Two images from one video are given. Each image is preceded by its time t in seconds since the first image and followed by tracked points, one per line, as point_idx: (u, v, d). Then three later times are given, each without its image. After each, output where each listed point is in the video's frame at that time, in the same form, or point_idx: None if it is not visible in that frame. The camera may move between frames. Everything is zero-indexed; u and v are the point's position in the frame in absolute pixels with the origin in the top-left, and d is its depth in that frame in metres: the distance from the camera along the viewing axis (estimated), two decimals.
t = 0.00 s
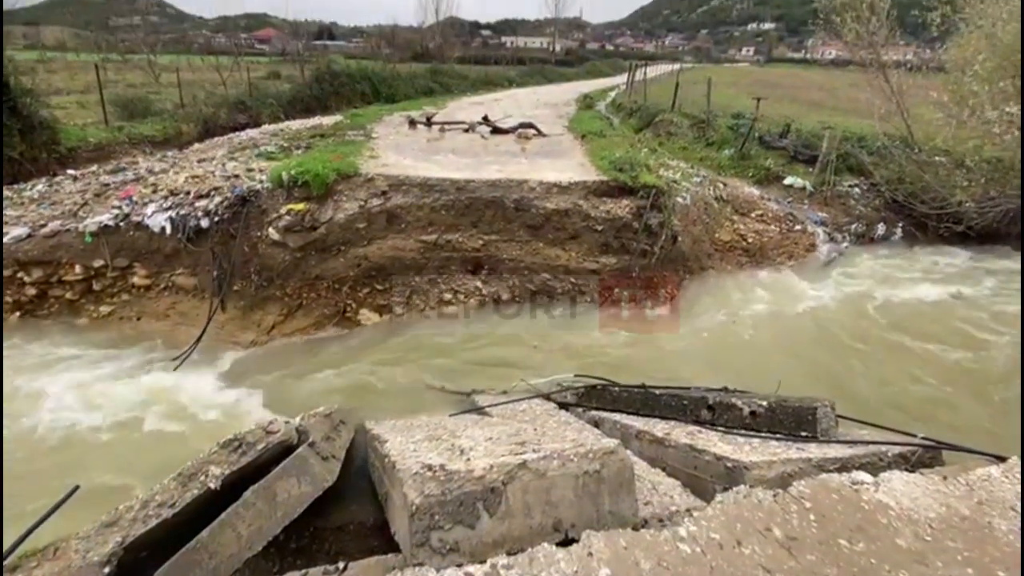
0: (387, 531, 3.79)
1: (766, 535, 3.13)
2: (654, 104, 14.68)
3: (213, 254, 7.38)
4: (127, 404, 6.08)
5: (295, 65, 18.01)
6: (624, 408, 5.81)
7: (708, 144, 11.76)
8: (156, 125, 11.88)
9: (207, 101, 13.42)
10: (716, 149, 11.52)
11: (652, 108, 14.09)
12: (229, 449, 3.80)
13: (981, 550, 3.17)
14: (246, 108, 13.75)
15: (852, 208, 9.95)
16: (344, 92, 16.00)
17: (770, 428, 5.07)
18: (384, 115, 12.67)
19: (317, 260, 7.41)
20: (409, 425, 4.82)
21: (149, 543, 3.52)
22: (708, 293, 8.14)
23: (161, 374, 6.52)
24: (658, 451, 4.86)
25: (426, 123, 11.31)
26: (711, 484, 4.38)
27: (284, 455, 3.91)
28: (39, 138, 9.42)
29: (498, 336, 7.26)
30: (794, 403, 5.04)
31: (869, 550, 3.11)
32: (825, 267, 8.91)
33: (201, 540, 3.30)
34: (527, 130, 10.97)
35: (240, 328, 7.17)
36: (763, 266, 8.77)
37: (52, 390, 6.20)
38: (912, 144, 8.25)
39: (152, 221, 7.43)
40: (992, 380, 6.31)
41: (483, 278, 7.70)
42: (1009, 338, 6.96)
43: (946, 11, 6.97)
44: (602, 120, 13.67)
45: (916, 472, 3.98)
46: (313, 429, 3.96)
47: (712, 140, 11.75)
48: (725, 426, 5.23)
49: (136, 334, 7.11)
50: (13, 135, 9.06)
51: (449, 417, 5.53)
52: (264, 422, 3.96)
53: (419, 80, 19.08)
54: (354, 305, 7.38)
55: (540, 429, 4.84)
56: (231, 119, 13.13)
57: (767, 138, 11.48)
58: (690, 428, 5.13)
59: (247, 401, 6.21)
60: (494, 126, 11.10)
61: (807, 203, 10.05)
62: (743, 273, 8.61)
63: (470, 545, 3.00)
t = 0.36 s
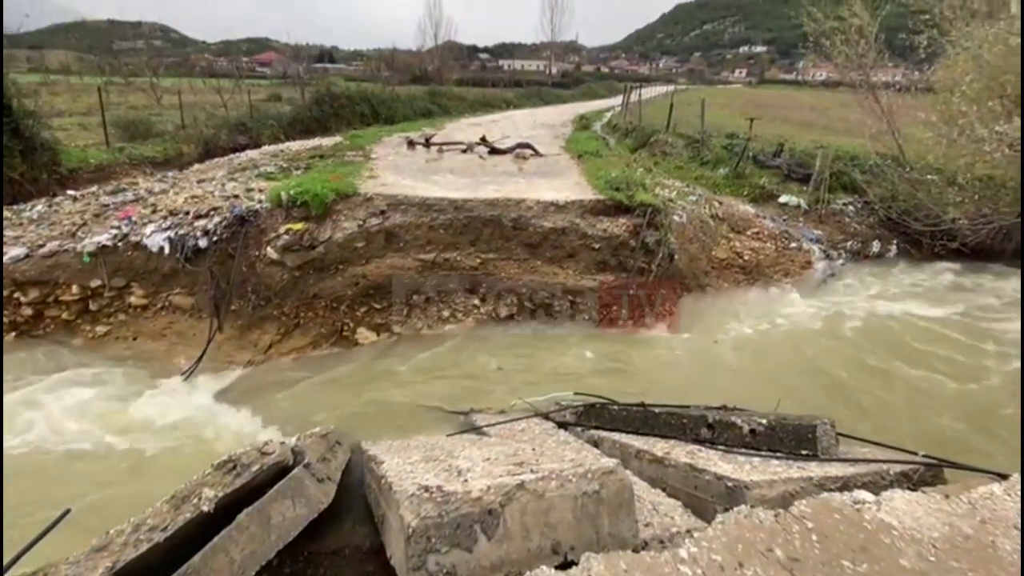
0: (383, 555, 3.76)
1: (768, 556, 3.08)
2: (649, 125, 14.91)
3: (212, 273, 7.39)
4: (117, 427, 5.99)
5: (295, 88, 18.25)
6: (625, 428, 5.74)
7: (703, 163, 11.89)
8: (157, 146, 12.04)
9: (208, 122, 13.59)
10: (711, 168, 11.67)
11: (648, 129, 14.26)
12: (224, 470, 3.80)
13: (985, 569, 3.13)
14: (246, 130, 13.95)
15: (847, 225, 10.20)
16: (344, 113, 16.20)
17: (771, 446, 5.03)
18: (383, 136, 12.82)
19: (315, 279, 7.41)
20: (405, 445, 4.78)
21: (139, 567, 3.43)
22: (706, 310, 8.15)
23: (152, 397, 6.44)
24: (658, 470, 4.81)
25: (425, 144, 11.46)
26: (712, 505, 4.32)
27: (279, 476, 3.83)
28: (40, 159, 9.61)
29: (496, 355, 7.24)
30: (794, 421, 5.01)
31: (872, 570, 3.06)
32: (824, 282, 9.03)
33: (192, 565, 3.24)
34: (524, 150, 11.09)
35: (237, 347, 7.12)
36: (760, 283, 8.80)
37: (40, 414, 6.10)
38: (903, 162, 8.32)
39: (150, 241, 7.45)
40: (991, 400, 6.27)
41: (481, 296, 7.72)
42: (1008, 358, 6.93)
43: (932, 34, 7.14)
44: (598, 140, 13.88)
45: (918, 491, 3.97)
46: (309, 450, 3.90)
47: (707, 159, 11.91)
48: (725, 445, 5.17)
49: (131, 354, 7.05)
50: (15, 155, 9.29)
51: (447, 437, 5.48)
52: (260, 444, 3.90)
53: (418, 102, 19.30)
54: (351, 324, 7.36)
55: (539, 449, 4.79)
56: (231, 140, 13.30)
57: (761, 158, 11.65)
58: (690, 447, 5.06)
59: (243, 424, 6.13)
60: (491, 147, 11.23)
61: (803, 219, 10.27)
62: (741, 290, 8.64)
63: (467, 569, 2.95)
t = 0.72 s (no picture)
0: None
1: None
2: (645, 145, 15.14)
3: (209, 293, 7.37)
4: (110, 448, 5.92)
5: (296, 111, 18.49)
6: (625, 449, 5.68)
7: (700, 182, 11.99)
8: (158, 167, 12.17)
9: (209, 144, 13.74)
10: (707, 187, 11.75)
11: (643, 148, 14.47)
12: (218, 494, 3.74)
13: None
14: (247, 151, 14.08)
15: (842, 243, 10.29)
16: (344, 134, 16.38)
17: (772, 467, 4.92)
18: (383, 157, 12.93)
19: (312, 298, 7.39)
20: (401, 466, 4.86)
21: None
22: (704, 328, 8.19)
23: (148, 418, 6.38)
24: (658, 491, 4.79)
25: (424, 165, 11.58)
26: (712, 526, 4.28)
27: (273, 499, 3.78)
28: (41, 181, 9.68)
29: (495, 374, 7.22)
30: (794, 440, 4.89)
31: None
32: (821, 301, 9.03)
33: None
34: (521, 170, 11.21)
35: (233, 368, 7.09)
36: (757, 301, 8.84)
37: (33, 435, 6.03)
38: (899, 180, 8.42)
39: (148, 261, 7.43)
40: (991, 415, 6.25)
41: (479, 315, 7.75)
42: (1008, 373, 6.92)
43: (920, 56, 7.32)
44: (595, 160, 14.07)
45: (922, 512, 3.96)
46: (305, 472, 3.82)
47: (703, 178, 12.01)
48: (726, 465, 5.09)
49: (127, 376, 7.01)
50: (15, 177, 9.37)
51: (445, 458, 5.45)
52: (254, 466, 3.86)
53: (417, 123, 19.51)
54: (349, 344, 7.35)
55: (536, 469, 4.81)
56: (232, 160, 13.41)
57: (756, 177, 11.81)
58: (691, 467, 5.01)
59: (237, 445, 6.06)
60: (489, 167, 11.35)
61: (799, 237, 10.36)
62: (739, 308, 8.70)
63: None
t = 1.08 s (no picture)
0: None
1: None
2: (641, 164, 15.40)
3: (207, 312, 7.32)
4: (105, 470, 5.85)
5: (296, 134, 18.68)
6: (626, 469, 5.59)
7: (696, 201, 12.22)
8: (159, 188, 12.29)
9: (209, 166, 13.86)
10: (703, 207, 11.96)
11: (639, 168, 14.78)
12: (211, 519, 4.00)
13: None
14: (247, 171, 14.20)
15: (839, 260, 10.33)
16: (344, 155, 16.53)
17: (775, 487, 4.86)
18: (383, 177, 13.04)
19: (311, 318, 7.38)
20: (401, 489, 4.92)
21: None
22: (703, 347, 8.23)
23: (144, 441, 6.31)
24: (660, 513, 4.72)
25: (422, 185, 11.67)
26: (716, 549, 4.22)
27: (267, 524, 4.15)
28: (41, 203, 9.76)
29: (495, 394, 7.19)
30: (797, 460, 4.83)
31: None
32: (819, 318, 9.08)
33: None
34: (520, 190, 11.32)
35: (231, 389, 7.05)
36: (756, 318, 8.90)
37: (27, 458, 5.96)
38: (893, 199, 8.54)
39: (146, 281, 7.38)
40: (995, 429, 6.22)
41: (477, 334, 7.75)
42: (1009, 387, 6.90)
43: (909, 76, 7.47)
44: (592, 179, 14.29)
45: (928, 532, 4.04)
46: (301, 497, 4.23)
47: (699, 197, 12.23)
48: (727, 486, 5.00)
49: (122, 397, 6.96)
50: (16, 198, 9.43)
51: (442, 480, 5.41)
52: (249, 491, 4.17)
53: (417, 144, 19.69)
54: (347, 364, 7.33)
55: (536, 491, 4.86)
56: (232, 181, 13.53)
57: (752, 196, 11.92)
58: (692, 488, 4.95)
59: (234, 468, 5.99)
60: (488, 187, 11.46)
61: (796, 255, 10.46)
62: (737, 326, 8.73)
63: None
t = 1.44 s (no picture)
0: None
1: None
2: (638, 182, 15.66)
3: (205, 331, 7.28)
4: (99, 491, 5.77)
5: (296, 154, 18.85)
6: (627, 489, 5.49)
7: (693, 218, 12.56)
8: (159, 207, 12.36)
9: (210, 185, 13.94)
10: (700, 223, 12.30)
11: (637, 187, 15.16)
12: (205, 543, 4.10)
13: None
14: (248, 191, 14.25)
15: (837, 275, 10.41)
16: (344, 173, 16.66)
17: (778, 506, 4.78)
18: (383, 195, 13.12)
19: (309, 336, 7.34)
20: (399, 511, 4.86)
21: None
22: (703, 363, 8.23)
23: (139, 459, 6.23)
24: (662, 533, 4.63)
25: (422, 203, 11.74)
26: (720, 570, 4.15)
27: (262, 549, 4.11)
28: (41, 222, 9.80)
29: (494, 412, 7.13)
30: (800, 479, 4.75)
31: None
32: (820, 332, 9.15)
33: None
34: (518, 208, 11.40)
35: (227, 409, 6.97)
36: (756, 334, 8.94)
37: (20, 477, 5.88)
38: (888, 215, 8.61)
39: (145, 300, 7.41)
40: (995, 447, 6.19)
41: (476, 352, 7.74)
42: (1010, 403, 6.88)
43: (901, 95, 7.75)
44: (591, 197, 14.48)
45: (933, 552, 4.02)
46: (296, 519, 4.22)
47: (696, 214, 12.57)
48: (730, 506, 4.91)
49: (117, 417, 6.88)
50: (16, 217, 9.47)
51: (441, 502, 5.35)
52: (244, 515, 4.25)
53: (416, 163, 19.85)
54: (345, 383, 7.26)
55: (536, 513, 4.80)
56: (233, 200, 13.63)
57: (750, 213, 12.09)
58: (695, 508, 4.87)
59: (228, 488, 5.90)
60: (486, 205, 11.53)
61: (794, 270, 10.55)
62: (737, 341, 8.74)
63: None
